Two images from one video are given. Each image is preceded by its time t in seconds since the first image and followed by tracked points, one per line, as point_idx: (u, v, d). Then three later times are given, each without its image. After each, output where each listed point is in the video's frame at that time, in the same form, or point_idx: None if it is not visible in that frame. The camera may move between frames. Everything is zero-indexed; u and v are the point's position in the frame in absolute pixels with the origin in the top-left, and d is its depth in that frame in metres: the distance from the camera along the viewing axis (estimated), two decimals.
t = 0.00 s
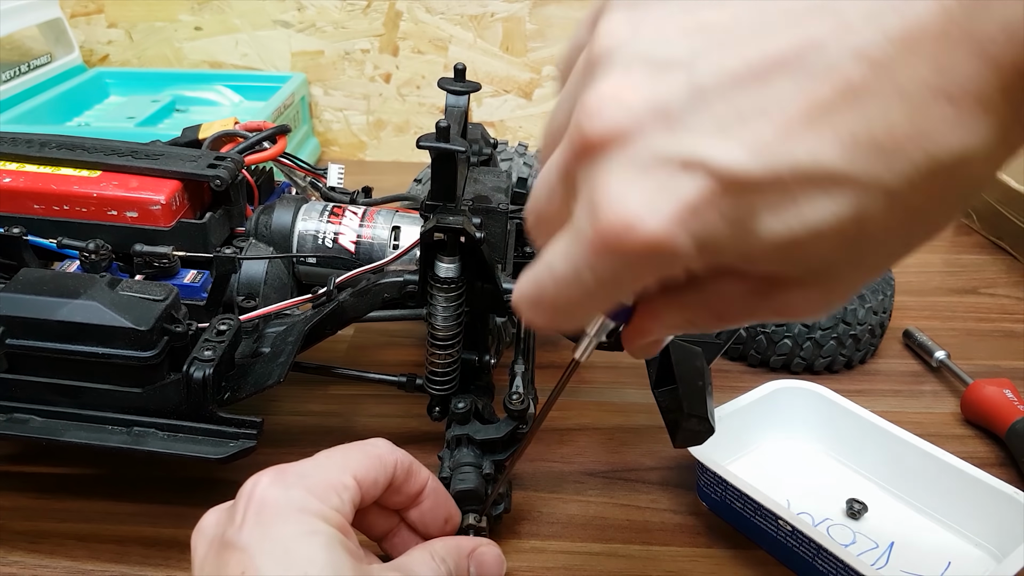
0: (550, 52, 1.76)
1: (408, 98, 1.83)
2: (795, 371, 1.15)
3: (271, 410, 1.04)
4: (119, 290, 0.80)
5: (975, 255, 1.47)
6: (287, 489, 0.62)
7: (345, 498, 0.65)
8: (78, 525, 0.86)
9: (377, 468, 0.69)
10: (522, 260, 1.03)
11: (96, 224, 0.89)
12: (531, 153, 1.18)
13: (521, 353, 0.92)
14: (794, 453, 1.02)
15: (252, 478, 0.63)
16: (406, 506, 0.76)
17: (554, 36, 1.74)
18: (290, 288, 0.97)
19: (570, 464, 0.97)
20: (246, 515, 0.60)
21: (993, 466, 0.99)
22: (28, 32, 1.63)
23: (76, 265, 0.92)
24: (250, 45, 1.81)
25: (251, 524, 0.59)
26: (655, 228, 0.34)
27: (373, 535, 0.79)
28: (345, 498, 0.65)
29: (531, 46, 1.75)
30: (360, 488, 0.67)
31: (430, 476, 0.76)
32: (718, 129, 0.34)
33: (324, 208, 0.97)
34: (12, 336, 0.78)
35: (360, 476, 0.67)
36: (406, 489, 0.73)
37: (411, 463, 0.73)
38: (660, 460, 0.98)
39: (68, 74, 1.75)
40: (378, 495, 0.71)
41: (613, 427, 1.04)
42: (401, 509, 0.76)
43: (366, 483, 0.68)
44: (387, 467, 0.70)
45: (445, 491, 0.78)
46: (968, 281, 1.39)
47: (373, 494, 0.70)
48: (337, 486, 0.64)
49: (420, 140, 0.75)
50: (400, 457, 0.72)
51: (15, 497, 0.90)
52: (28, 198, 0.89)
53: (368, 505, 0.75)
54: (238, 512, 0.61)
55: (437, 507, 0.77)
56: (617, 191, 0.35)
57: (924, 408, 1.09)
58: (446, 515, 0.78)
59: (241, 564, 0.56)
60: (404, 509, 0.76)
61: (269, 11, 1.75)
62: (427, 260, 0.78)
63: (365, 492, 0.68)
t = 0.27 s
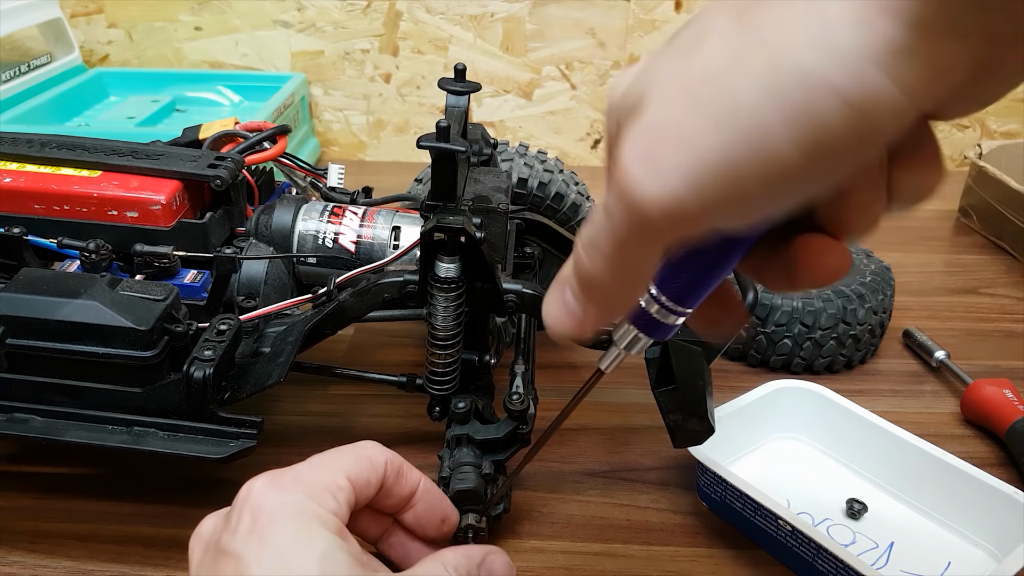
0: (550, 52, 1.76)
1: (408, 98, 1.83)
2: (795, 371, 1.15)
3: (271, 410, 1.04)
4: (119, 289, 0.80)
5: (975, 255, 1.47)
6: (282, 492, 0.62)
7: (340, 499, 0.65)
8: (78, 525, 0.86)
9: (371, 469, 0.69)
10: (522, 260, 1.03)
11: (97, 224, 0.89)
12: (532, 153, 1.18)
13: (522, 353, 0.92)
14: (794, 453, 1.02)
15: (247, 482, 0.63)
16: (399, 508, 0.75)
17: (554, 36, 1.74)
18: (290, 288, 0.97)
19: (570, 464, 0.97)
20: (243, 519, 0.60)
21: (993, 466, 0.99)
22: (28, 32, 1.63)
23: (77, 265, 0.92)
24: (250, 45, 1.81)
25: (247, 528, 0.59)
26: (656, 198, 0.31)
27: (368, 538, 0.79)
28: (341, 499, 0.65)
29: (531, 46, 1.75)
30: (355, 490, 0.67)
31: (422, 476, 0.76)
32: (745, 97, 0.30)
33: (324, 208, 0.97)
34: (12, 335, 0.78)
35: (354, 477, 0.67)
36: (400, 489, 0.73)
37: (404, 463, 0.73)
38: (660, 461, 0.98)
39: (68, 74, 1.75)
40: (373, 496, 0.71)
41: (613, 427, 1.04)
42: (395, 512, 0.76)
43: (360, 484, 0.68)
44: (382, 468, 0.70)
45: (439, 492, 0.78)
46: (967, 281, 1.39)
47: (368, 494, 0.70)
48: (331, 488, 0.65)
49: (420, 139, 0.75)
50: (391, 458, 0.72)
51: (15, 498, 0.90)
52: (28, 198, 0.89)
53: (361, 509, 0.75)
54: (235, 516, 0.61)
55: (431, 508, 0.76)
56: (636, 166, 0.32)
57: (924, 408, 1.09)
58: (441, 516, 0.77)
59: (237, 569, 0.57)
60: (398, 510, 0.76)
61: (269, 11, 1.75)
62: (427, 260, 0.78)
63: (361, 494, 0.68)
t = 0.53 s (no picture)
0: (550, 52, 1.76)
1: (408, 98, 1.83)
2: (795, 371, 1.15)
3: (271, 411, 1.04)
4: (119, 290, 0.80)
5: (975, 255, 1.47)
6: (281, 495, 0.62)
7: (339, 502, 0.65)
8: (78, 526, 0.86)
9: (370, 472, 0.69)
10: (521, 260, 1.03)
11: (96, 224, 0.89)
12: (532, 153, 1.18)
13: (522, 353, 0.92)
14: (794, 454, 1.02)
15: (245, 486, 0.63)
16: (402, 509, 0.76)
17: (554, 36, 1.74)
18: (290, 288, 0.97)
19: (570, 465, 0.97)
20: (241, 522, 0.60)
21: (993, 466, 0.99)
22: (28, 32, 1.63)
23: (76, 265, 0.92)
24: (250, 45, 1.81)
25: (244, 531, 0.59)
26: (763, 248, 0.33)
27: (371, 538, 0.79)
28: (339, 502, 0.65)
29: (531, 46, 1.75)
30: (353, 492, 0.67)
31: (424, 477, 0.76)
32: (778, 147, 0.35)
33: (324, 208, 0.97)
34: (11, 336, 0.78)
35: (353, 480, 0.67)
36: (400, 490, 0.73)
37: (403, 464, 0.73)
38: (661, 461, 0.98)
39: (68, 74, 1.75)
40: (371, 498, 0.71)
41: (613, 427, 1.04)
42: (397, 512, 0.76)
43: (359, 488, 0.68)
44: (380, 471, 0.70)
45: (441, 493, 0.78)
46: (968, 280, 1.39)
47: (367, 497, 0.70)
48: (330, 490, 0.65)
49: (420, 140, 0.75)
50: (392, 460, 0.72)
51: (15, 498, 0.90)
52: (28, 198, 0.89)
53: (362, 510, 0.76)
54: (232, 519, 0.61)
55: (433, 509, 0.77)
56: (714, 199, 0.35)
57: (925, 408, 1.09)
58: (443, 517, 0.78)
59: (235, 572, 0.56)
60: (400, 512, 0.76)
61: (269, 11, 1.75)
62: (427, 260, 0.78)
63: (359, 497, 0.68)
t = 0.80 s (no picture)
0: (550, 52, 1.76)
1: (408, 98, 1.83)
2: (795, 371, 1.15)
3: (271, 410, 1.04)
4: (119, 290, 0.80)
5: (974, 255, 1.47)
6: (281, 494, 0.62)
7: (339, 500, 0.65)
8: (79, 525, 0.86)
9: (368, 470, 0.70)
10: (521, 260, 1.03)
11: (96, 224, 0.89)
12: (533, 154, 1.18)
13: (522, 353, 0.92)
14: (793, 454, 1.02)
15: (245, 486, 0.63)
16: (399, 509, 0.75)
17: (554, 36, 1.74)
18: (290, 288, 0.97)
19: (570, 464, 0.97)
20: (241, 522, 0.60)
21: (993, 466, 0.99)
22: (28, 32, 1.63)
23: (77, 265, 0.92)
24: (250, 45, 1.81)
25: (245, 531, 0.59)
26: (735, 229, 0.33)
27: (371, 535, 0.79)
28: (339, 500, 0.65)
29: (531, 46, 1.75)
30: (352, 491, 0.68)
31: (421, 476, 0.76)
32: (910, 115, 0.29)
33: (324, 208, 0.97)
34: (12, 335, 0.78)
35: (351, 479, 0.68)
36: (397, 490, 0.73)
37: (400, 463, 0.73)
38: (660, 461, 0.98)
39: (68, 74, 1.75)
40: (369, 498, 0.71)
41: (613, 427, 1.04)
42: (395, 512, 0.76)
43: (358, 486, 0.69)
44: (378, 469, 0.71)
45: (439, 492, 0.77)
46: (967, 280, 1.39)
47: (365, 496, 0.70)
48: (330, 489, 0.65)
49: (420, 140, 0.75)
50: (389, 458, 0.72)
51: (15, 498, 0.90)
52: (28, 198, 0.89)
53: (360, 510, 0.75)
54: (233, 519, 0.61)
55: (431, 509, 0.76)
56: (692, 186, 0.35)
57: (924, 408, 1.09)
58: (441, 515, 0.77)
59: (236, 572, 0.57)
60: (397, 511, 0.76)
61: (269, 11, 1.75)
62: (427, 260, 0.78)
63: (359, 495, 0.69)
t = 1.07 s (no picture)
0: (550, 52, 1.76)
1: (408, 98, 1.83)
2: (795, 371, 1.15)
3: (271, 411, 1.04)
4: (119, 290, 0.80)
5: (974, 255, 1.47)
6: (276, 492, 0.62)
7: (334, 497, 0.65)
8: (79, 526, 0.86)
9: (361, 466, 0.70)
10: (521, 260, 1.03)
11: (96, 224, 0.89)
12: (534, 154, 1.18)
13: (522, 353, 0.92)
14: (793, 454, 1.02)
15: (240, 486, 0.63)
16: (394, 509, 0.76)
17: (554, 36, 1.74)
18: (290, 288, 0.97)
19: (570, 464, 0.97)
20: (236, 521, 0.60)
21: (993, 466, 0.99)
22: (28, 32, 1.63)
23: (77, 265, 0.92)
24: (250, 45, 1.81)
25: (240, 529, 0.59)
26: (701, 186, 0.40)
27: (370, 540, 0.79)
28: (334, 497, 0.66)
29: (531, 46, 1.75)
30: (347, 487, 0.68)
31: (414, 472, 0.77)
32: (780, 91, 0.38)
33: (324, 208, 0.97)
34: (12, 335, 0.78)
35: (345, 476, 0.68)
36: (390, 487, 0.74)
37: (392, 461, 0.74)
38: (660, 461, 0.98)
39: (68, 74, 1.75)
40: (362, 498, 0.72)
41: (613, 427, 1.04)
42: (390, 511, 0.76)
43: (353, 483, 0.69)
44: (371, 467, 0.71)
45: (433, 488, 0.78)
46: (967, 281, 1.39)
47: (360, 493, 0.70)
48: (325, 486, 0.65)
49: (420, 140, 0.75)
50: (380, 455, 0.73)
51: (15, 498, 0.90)
52: (28, 198, 0.89)
53: (352, 511, 0.76)
54: (228, 519, 0.61)
55: (427, 505, 0.77)
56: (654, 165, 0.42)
57: (924, 408, 1.09)
58: (440, 508, 0.77)
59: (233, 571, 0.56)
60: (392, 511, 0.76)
61: (269, 11, 1.75)
62: (427, 260, 0.78)
63: (354, 492, 0.69)
